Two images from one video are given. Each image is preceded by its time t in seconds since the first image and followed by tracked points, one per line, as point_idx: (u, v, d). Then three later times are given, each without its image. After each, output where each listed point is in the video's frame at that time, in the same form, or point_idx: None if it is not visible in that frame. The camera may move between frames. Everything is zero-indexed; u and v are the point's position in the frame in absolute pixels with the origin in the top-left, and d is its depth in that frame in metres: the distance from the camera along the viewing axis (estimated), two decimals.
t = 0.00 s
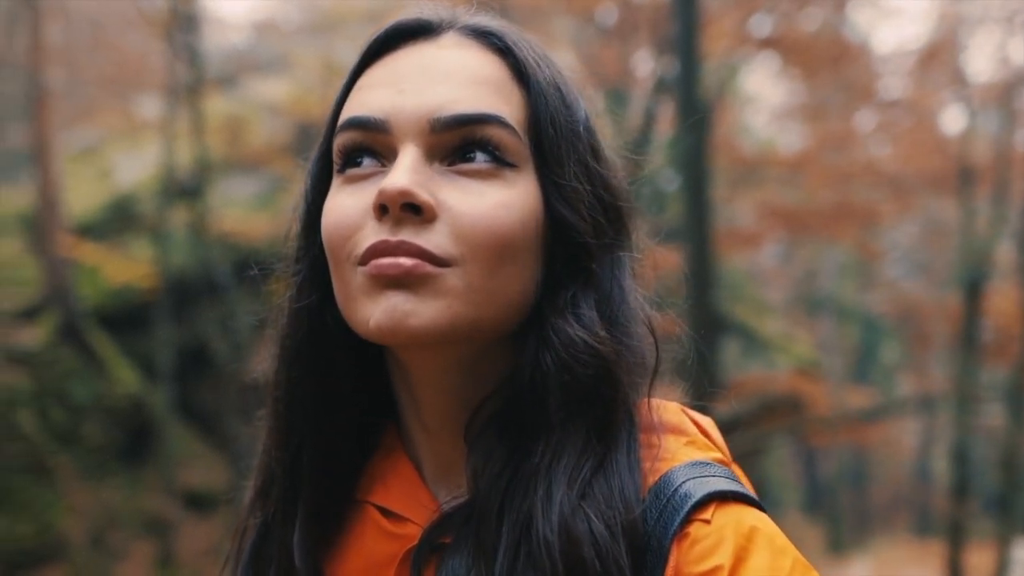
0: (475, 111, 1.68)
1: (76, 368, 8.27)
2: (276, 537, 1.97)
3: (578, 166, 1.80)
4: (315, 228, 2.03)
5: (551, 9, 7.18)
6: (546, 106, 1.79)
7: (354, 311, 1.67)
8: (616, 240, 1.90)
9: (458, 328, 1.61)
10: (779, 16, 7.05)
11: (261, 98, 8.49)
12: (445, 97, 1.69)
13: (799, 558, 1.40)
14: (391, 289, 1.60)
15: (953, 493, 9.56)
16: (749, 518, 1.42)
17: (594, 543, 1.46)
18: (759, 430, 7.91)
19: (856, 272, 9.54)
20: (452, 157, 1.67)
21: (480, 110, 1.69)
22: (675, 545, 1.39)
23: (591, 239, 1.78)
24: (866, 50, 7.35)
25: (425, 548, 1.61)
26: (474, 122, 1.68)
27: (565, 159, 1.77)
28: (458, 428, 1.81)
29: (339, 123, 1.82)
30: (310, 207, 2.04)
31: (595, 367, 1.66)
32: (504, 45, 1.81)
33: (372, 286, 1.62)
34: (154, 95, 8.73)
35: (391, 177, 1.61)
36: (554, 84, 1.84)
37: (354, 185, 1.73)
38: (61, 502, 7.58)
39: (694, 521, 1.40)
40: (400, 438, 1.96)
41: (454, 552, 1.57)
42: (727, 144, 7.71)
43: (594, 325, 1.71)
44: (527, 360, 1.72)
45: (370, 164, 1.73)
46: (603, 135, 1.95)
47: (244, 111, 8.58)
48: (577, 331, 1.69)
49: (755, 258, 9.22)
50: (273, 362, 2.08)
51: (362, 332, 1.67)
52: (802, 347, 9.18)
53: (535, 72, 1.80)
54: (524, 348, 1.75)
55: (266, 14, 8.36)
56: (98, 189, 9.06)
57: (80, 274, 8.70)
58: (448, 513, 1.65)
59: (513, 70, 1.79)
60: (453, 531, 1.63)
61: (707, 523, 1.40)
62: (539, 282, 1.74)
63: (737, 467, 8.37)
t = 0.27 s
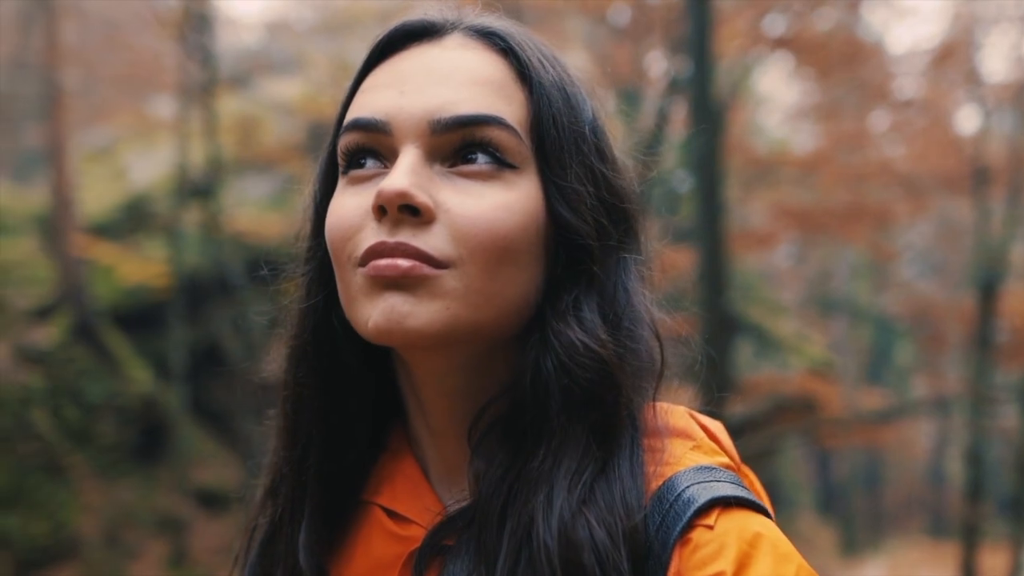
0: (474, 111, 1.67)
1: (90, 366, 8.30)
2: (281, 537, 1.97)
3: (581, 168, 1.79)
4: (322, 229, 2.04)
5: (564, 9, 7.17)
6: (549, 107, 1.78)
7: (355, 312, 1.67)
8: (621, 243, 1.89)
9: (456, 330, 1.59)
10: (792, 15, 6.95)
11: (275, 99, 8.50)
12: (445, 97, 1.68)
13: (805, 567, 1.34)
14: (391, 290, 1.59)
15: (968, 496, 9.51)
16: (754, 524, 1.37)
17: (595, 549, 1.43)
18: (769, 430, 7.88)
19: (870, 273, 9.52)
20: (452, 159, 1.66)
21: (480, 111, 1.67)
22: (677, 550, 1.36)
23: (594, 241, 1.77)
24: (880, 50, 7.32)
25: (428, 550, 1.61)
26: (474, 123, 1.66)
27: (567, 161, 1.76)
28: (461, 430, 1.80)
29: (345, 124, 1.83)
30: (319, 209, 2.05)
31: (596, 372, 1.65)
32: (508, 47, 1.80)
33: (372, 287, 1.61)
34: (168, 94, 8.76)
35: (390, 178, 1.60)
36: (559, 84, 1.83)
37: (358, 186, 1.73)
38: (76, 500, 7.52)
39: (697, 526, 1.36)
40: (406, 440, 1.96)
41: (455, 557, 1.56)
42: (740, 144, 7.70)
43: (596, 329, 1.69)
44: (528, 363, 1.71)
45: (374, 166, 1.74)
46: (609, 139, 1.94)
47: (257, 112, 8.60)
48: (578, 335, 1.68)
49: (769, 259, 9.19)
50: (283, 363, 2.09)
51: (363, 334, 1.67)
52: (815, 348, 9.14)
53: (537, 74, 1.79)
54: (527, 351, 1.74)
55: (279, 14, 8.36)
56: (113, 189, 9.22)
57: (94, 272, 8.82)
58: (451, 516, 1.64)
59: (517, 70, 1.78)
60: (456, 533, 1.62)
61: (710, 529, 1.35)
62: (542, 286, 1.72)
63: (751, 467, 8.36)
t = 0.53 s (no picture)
0: (475, 113, 1.66)
1: (104, 365, 8.32)
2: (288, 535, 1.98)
3: (583, 168, 1.78)
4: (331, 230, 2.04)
5: (577, 9, 7.16)
6: (551, 107, 1.77)
7: (357, 312, 1.67)
8: (627, 244, 1.88)
9: (454, 332, 1.59)
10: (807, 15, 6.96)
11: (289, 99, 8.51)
12: (446, 98, 1.68)
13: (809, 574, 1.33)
14: (388, 292, 1.59)
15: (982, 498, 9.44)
16: (757, 530, 1.37)
17: (596, 557, 1.44)
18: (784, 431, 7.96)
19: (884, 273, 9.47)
20: (453, 160, 1.66)
21: (481, 113, 1.67)
22: (679, 556, 1.35)
23: (596, 243, 1.76)
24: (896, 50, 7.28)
25: (430, 553, 1.61)
26: (474, 124, 1.66)
27: (568, 162, 1.75)
28: (465, 431, 1.80)
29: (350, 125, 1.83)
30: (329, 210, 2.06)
31: (596, 375, 1.64)
32: (512, 48, 1.80)
33: (370, 288, 1.61)
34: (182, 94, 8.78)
35: (388, 179, 1.60)
36: (563, 86, 1.83)
37: (361, 187, 1.74)
38: (90, 499, 7.56)
39: (700, 532, 1.36)
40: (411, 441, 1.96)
41: (457, 559, 1.57)
42: (754, 144, 7.68)
43: (597, 333, 1.68)
44: (529, 366, 1.70)
45: (377, 167, 1.74)
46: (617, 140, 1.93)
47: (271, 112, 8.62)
48: (577, 338, 1.67)
49: (782, 259, 9.15)
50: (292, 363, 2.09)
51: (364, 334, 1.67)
52: (829, 348, 9.10)
53: (540, 74, 1.78)
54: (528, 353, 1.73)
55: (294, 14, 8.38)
56: (127, 189, 9.33)
57: (108, 272, 8.85)
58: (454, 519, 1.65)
59: (521, 71, 1.78)
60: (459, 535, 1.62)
61: (712, 535, 1.35)
62: (544, 288, 1.72)
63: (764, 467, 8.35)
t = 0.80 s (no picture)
0: (474, 113, 1.66)
1: (118, 364, 8.36)
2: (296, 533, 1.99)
3: (584, 169, 1.76)
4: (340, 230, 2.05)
5: (591, 8, 7.14)
6: (553, 107, 1.75)
7: (357, 314, 1.67)
8: (633, 245, 1.87)
9: (451, 333, 1.59)
10: (820, 15, 6.99)
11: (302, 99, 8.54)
12: (447, 98, 1.68)
13: None
14: (384, 292, 1.59)
15: (999, 500, 9.36)
16: (762, 537, 1.34)
17: (595, 564, 1.43)
18: (798, 431, 8.08)
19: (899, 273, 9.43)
20: (452, 160, 1.66)
21: (480, 111, 1.66)
22: (681, 562, 1.34)
23: (597, 245, 1.75)
24: (912, 49, 7.23)
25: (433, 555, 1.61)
26: (474, 124, 1.65)
27: (570, 162, 1.73)
28: (469, 433, 1.80)
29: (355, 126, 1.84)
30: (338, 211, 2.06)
31: (596, 379, 1.64)
32: (515, 48, 1.79)
33: (368, 289, 1.61)
34: (196, 94, 8.81)
35: (386, 180, 1.60)
36: (568, 86, 1.81)
37: (364, 188, 1.74)
38: (104, 498, 7.61)
39: (702, 537, 1.34)
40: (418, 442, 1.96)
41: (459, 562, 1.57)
42: (768, 144, 7.66)
43: (597, 336, 1.68)
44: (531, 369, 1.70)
45: (379, 168, 1.74)
46: (625, 142, 1.91)
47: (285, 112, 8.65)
48: (578, 341, 1.66)
49: (796, 258, 9.13)
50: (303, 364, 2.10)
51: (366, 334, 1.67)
52: (843, 349, 9.07)
53: (543, 75, 1.77)
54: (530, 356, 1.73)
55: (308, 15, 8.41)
56: (144, 188, 9.31)
57: (123, 271, 8.86)
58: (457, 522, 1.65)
59: (524, 71, 1.77)
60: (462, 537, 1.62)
61: (714, 540, 1.33)
62: (545, 290, 1.71)
63: (777, 468, 8.33)
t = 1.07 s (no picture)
0: (472, 113, 1.65)
1: (133, 363, 8.38)
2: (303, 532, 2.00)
3: (584, 170, 1.74)
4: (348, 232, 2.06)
5: (605, 8, 7.13)
6: (553, 106, 1.74)
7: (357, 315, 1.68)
8: (639, 246, 1.85)
9: (446, 336, 1.59)
10: (835, 14, 6.99)
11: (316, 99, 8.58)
12: (446, 98, 1.68)
13: None
14: (380, 294, 1.59)
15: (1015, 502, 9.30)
16: (765, 544, 1.33)
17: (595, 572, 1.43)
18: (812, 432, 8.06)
19: (915, 274, 9.40)
20: (451, 160, 1.65)
21: (479, 112, 1.66)
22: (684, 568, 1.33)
23: (598, 247, 1.74)
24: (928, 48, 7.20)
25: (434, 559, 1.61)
26: (472, 125, 1.65)
27: (569, 163, 1.72)
28: (472, 435, 1.80)
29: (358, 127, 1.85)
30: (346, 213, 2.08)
31: (593, 383, 1.63)
32: (516, 47, 1.78)
33: (364, 291, 1.62)
34: (211, 94, 8.84)
35: (382, 180, 1.61)
36: (571, 87, 1.79)
37: (365, 188, 1.75)
38: (119, 495, 7.66)
39: (705, 544, 1.34)
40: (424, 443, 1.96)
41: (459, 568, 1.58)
42: (782, 143, 7.68)
43: (596, 340, 1.67)
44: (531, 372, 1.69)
45: (380, 169, 1.75)
46: (632, 142, 1.89)
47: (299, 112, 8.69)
48: (576, 346, 1.65)
49: (810, 259, 9.11)
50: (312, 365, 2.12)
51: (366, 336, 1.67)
52: (858, 350, 9.04)
53: (544, 75, 1.76)
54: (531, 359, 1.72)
55: (323, 15, 8.44)
56: (158, 187, 9.34)
57: (137, 271, 8.91)
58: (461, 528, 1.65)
59: (525, 71, 1.76)
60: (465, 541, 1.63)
61: (716, 547, 1.33)
62: (545, 292, 1.71)
63: (791, 470, 8.30)
